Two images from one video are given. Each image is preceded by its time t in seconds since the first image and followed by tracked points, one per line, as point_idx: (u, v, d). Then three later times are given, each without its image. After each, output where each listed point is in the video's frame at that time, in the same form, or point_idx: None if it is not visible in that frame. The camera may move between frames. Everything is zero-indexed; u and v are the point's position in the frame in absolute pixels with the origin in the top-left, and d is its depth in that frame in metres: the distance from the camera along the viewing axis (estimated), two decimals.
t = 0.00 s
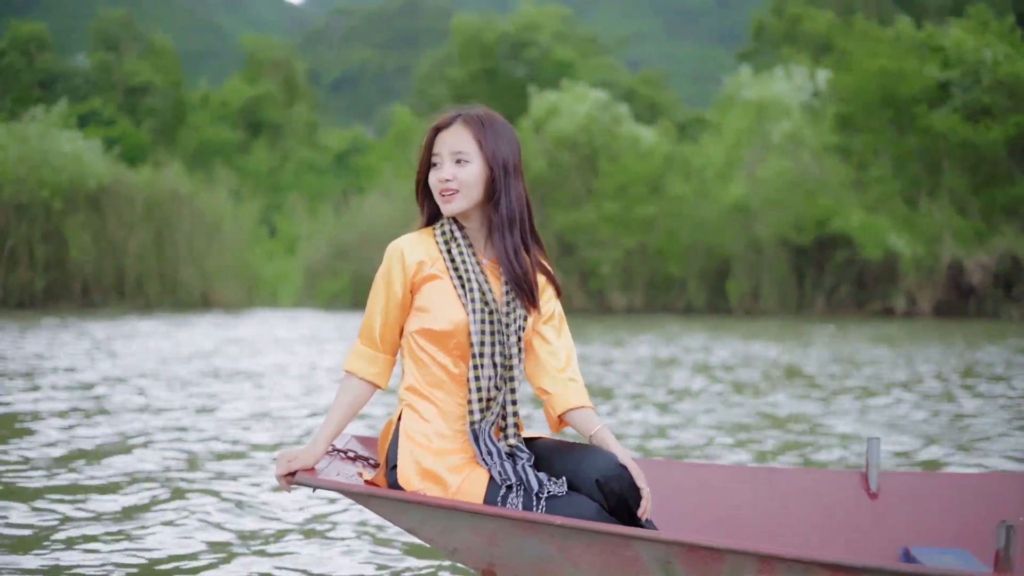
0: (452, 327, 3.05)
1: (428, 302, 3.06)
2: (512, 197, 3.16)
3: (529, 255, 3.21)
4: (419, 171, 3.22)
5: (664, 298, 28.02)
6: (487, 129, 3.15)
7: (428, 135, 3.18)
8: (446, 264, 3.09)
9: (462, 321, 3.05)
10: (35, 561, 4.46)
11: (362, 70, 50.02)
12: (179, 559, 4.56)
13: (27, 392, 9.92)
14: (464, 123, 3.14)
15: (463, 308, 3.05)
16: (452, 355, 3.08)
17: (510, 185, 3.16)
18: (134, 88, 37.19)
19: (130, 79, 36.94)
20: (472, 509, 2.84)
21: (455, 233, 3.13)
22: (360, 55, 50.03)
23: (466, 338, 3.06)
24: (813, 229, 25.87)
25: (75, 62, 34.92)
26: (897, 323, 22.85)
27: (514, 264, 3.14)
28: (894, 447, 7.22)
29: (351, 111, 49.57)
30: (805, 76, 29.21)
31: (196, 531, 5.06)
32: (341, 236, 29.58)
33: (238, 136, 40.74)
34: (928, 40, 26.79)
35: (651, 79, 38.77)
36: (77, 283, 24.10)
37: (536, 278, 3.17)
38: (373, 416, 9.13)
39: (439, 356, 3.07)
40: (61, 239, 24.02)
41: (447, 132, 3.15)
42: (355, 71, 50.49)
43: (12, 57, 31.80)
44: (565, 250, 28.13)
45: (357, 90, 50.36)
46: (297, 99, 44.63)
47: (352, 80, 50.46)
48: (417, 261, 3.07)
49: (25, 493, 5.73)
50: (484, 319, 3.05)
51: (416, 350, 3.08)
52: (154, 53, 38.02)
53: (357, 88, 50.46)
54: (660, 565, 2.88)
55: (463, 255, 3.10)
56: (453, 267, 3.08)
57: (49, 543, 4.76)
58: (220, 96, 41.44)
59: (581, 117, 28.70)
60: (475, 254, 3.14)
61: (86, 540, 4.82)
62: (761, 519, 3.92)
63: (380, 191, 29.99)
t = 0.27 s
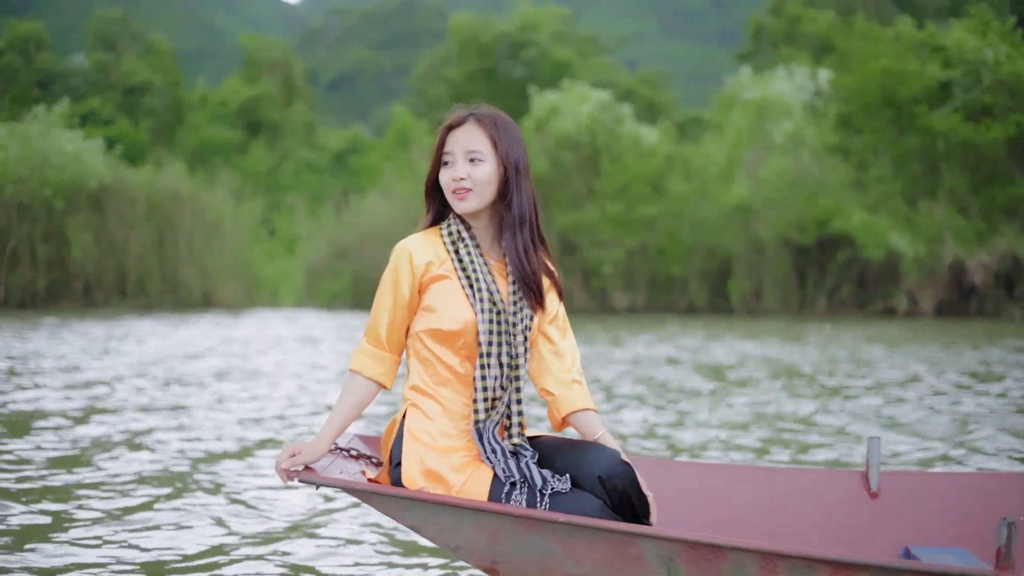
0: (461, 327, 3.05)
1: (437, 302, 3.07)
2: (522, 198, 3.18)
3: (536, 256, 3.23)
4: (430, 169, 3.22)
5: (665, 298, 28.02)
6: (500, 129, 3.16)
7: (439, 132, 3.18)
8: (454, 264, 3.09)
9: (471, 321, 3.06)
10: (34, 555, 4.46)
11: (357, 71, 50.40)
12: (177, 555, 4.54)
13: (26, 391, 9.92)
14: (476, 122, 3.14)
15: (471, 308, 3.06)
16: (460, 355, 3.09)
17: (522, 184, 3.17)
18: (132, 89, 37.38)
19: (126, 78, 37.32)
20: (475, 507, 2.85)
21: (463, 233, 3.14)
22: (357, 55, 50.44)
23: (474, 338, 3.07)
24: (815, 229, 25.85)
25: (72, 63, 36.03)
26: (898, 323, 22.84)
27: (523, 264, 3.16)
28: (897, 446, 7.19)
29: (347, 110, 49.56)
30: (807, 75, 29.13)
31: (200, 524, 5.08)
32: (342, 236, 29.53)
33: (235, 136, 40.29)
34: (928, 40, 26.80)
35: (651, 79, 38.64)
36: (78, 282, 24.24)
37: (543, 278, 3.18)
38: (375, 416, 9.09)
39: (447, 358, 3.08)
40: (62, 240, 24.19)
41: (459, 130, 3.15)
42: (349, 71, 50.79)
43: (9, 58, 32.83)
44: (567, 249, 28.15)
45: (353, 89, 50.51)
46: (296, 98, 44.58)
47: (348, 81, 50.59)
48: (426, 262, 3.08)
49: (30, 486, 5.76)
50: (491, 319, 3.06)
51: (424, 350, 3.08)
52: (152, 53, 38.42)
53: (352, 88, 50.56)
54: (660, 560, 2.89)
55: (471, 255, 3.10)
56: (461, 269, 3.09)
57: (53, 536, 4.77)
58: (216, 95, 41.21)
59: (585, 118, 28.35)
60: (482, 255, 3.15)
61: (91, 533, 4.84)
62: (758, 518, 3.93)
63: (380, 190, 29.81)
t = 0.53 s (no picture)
0: (467, 327, 3.05)
1: (443, 302, 3.07)
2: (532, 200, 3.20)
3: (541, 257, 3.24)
4: (440, 169, 3.22)
5: (666, 298, 28.02)
6: (512, 132, 3.18)
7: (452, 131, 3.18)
8: (461, 264, 3.10)
9: (476, 321, 3.06)
10: (34, 557, 4.43)
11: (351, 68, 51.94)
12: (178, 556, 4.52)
13: (24, 392, 9.91)
14: (489, 123, 3.15)
15: (477, 308, 3.07)
16: (464, 355, 3.09)
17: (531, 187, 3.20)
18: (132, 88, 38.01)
19: (125, 78, 37.98)
20: (477, 506, 2.86)
21: (470, 233, 3.14)
22: (356, 56, 51.48)
23: (479, 338, 3.07)
24: (816, 229, 25.82)
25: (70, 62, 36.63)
26: (899, 323, 22.84)
27: (529, 266, 3.17)
28: (900, 446, 7.18)
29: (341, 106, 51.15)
30: (808, 75, 29.12)
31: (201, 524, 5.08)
32: (342, 237, 29.52)
33: (233, 136, 40.17)
34: (928, 40, 26.89)
35: (650, 79, 38.71)
36: (80, 282, 24.38)
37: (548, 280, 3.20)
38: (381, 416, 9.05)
39: (451, 358, 3.08)
40: (63, 240, 24.33)
41: (472, 131, 3.16)
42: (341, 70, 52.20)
43: (7, 57, 33.29)
44: (569, 250, 28.13)
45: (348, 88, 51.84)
46: (295, 98, 44.65)
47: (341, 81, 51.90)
48: (432, 262, 3.08)
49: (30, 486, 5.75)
50: (497, 319, 3.07)
51: (429, 349, 3.08)
52: (152, 54, 38.92)
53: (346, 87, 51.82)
54: (662, 561, 2.89)
55: (477, 256, 3.11)
56: (467, 268, 3.09)
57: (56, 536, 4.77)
58: (214, 95, 41.21)
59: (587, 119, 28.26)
60: (488, 256, 3.15)
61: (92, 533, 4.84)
62: (758, 518, 3.93)
63: (381, 190, 29.70)
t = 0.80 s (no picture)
0: (476, 328, 3.05)
1: (452, 303, 3.07)
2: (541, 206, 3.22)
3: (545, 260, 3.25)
4: (453, 166, 3.18)
5: (668, 298, 28.02)
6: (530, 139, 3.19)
7: (471, 129, 3.15)
8: (469, 265, 3.10)
9: (484, 322, 3.06)
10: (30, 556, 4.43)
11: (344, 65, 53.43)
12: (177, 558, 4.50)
13: (24, 391, 9.91)
14: (511, 126, 3.14)
15: (484, 309, 3.06)
16: (471, 356, 3.09)
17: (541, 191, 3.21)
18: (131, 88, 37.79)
19: (124, 78, 37.82)
20: (479, 507, 2.85)
21: (479, 235, 3.14)
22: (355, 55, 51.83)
23: (487, 339, 3.07)
24: (818, 229, 25.81)
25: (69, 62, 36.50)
26: (900, 322, 22.83)
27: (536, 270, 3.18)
28: (904, 446, 7.17)
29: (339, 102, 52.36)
30: (810, 75, 29.12)
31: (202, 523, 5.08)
32: (343, 236, 29.55)
33: (232, 135, 40.18)
34: (929, 40, 26.95)
35: (648, 80, 38.82)
36: (82, 283, 24.35)
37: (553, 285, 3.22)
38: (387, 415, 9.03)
39: (459, 359, 3.08)
40: (65, 240, 24.33)
41: (496, 134, 3.14)
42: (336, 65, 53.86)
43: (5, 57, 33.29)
44: (570, 249, 28.14)
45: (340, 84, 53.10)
46: (293, 98, 44.71)
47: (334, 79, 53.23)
48: (442, 263, 3.07)
49: (33, 486, 5.76)
50: (504, 321, 3.07)
51: (437, 352, 3.08)
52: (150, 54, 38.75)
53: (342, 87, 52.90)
54: (663, 561, 2.89)
55: (486, 257, 3.11)
56: (475, 270, 3.09)
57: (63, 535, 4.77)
58: (212, 95, 41.22)
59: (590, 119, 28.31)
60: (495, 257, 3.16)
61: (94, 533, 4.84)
62: (758, 517, 3.93)
63: (383, 191, 29.66)
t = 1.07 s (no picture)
0: (482, 328, 3.06)
1: (458, 304, 3.07)
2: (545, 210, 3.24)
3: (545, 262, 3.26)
4: (463, 165, 3.15)
5: (669, 298, 28.01)
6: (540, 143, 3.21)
7: (485, 126, 3.13)
8: (474, 266, 3.10)
9: (490, 323, 3.07)
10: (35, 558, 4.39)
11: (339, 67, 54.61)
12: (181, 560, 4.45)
13: (23, 391, 9.91)
14: (526, 131, 3.14)
15: (490, 309, 3.07)
16: (475, 357, 3.09)
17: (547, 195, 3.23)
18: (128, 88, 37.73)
19: (122, 78, 37.70)
20: (483, 506, 2.86)
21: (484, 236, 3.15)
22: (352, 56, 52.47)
23: (491, 340, 3.08)
24: (820, 229, 25.78)
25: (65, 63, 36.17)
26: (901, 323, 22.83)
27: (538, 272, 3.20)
28: (906, 446, 7.16)
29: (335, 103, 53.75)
30: (811, 76, 29.12)
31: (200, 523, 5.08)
32: (344, 236, 29.60)
33: (231, 136, 40.21)
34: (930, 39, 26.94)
35: (646, 80, 38.94)
36: (83, 283, 24.38)
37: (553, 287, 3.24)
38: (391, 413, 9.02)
39: (463, 360, 3.08)
40: (66, 240, 24.34)
41: (515, 138, 3.14)
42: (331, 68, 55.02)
43: (3, 57, 33.32)
44: (572, 249, 28.14)
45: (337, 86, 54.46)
46: (291, 97, 44.81)
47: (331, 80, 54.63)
48: (448, 263, 3.07)
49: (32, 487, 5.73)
50: (509, 323, 3.08)
51: (441, 352, 3.08)
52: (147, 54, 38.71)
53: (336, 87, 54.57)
54: (664, 562, 2.90)
55: (491, 260, 3.12)
56: (480, 272, 3.10)
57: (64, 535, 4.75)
58: (211, 95, 41.24)
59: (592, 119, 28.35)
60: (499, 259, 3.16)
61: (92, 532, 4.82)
62: (758, 516, 3.94)
63: (385, 191, 29.65)
